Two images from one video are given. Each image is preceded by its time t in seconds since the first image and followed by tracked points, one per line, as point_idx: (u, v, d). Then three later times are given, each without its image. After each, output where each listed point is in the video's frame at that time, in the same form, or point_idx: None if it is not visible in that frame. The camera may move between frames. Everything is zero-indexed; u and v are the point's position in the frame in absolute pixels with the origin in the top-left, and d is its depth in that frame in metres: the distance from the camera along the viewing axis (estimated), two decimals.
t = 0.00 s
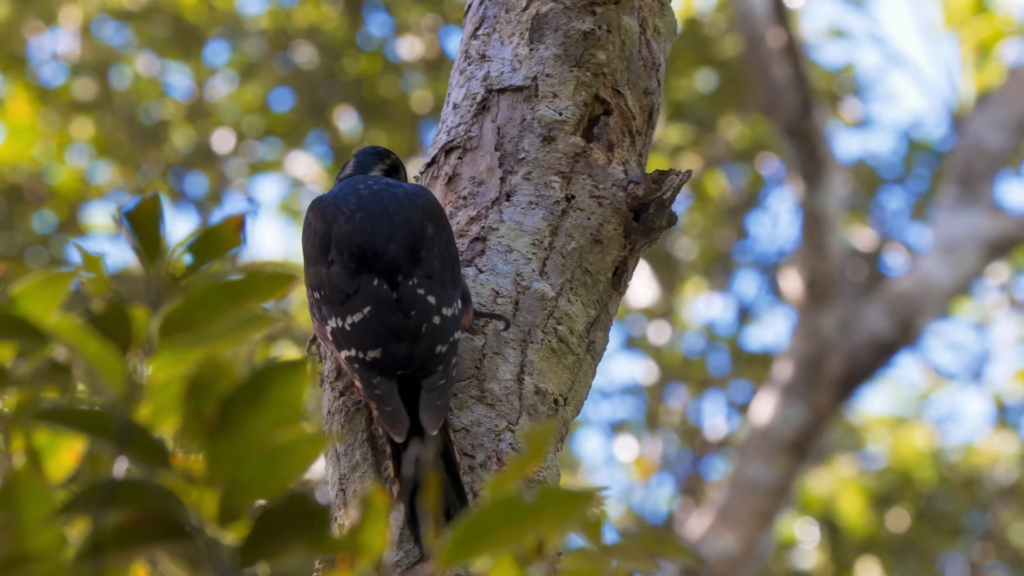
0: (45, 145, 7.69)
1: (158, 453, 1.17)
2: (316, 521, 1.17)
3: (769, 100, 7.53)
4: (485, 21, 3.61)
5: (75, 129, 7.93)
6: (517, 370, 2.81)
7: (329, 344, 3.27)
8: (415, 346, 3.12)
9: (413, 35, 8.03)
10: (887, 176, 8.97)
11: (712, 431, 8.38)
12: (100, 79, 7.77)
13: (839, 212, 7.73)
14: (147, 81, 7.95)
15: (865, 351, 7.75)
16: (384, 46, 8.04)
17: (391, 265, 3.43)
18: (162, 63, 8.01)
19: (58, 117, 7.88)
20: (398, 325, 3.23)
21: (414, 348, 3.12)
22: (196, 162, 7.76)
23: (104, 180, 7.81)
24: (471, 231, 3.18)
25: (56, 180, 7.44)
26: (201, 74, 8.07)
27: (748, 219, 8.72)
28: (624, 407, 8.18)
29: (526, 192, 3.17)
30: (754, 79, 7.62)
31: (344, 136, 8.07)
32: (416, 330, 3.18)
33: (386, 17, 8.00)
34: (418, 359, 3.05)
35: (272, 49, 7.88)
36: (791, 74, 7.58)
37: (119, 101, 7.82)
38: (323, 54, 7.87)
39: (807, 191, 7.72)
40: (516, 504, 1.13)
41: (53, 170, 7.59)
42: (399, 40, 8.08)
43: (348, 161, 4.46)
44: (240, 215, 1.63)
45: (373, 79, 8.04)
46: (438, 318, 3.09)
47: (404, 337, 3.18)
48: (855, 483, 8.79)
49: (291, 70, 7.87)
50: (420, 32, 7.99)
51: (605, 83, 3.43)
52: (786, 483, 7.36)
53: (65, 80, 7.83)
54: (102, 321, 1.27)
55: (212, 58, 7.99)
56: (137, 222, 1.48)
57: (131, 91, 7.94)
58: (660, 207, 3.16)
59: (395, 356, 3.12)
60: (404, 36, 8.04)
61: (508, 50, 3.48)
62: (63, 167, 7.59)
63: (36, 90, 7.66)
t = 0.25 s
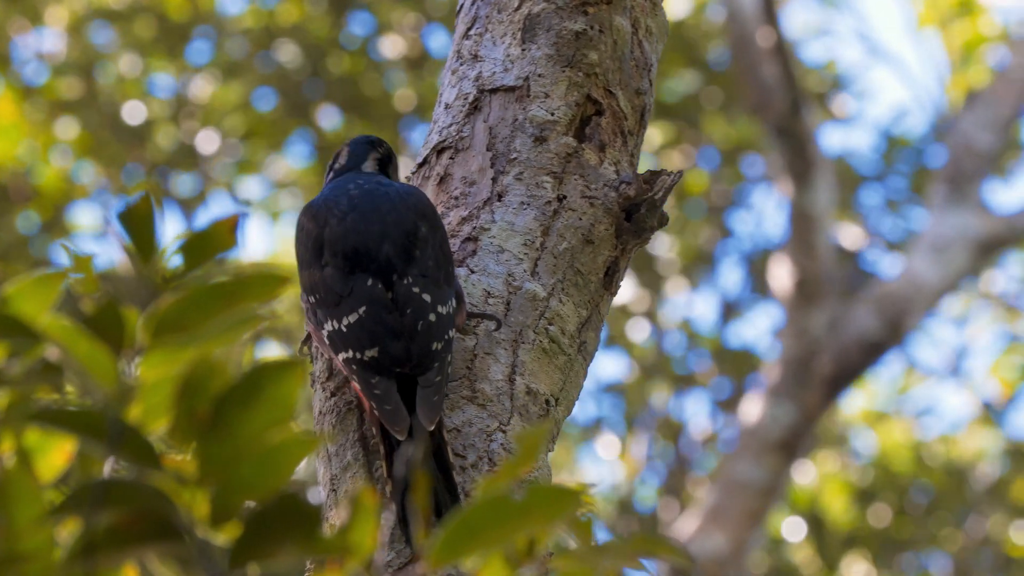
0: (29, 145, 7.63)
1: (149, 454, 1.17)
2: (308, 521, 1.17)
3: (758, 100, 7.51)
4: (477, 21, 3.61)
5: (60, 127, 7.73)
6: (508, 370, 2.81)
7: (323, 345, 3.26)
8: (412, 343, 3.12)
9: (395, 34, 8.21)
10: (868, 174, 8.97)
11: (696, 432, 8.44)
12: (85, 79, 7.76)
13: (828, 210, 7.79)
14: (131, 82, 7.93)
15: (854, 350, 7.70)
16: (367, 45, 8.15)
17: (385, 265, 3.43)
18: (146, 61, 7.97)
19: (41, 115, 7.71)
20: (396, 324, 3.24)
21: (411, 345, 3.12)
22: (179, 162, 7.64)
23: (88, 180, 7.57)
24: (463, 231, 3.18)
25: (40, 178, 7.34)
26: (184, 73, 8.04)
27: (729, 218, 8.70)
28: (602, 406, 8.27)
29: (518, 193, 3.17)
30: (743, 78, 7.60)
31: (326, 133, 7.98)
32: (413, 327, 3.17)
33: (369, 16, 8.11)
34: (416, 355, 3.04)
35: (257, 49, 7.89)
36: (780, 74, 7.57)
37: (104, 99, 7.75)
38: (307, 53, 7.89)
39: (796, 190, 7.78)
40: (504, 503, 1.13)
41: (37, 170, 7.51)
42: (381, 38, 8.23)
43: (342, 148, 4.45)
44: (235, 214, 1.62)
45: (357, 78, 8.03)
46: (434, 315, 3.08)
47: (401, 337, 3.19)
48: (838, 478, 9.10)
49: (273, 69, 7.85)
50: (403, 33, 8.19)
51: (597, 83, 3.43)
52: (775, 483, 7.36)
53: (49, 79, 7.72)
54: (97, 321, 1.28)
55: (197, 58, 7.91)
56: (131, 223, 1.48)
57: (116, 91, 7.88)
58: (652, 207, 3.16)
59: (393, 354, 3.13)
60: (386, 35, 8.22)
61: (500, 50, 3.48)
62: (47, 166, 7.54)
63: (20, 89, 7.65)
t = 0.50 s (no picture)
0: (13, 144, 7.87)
1: (142, 452, 1.17)
2: (302, 520, 1.16)
3: (749, 98, 7.60)
4: (469, 21, 3.61)
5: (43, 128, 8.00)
6: (501, 370, 2.81)
7: (315, 347, 3.25)
8: (402, 346, 3.13)
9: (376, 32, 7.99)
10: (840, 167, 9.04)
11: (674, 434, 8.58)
12: (69, 79, 7.74)
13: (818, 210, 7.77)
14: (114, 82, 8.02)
15: (844, 349, 7.68)
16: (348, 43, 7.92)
17: (375, 266, 3.42)
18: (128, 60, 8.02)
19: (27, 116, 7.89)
20: (385, 328, 3.24)
21: (401, 350, 3.11)
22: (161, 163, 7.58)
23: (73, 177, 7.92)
24: (455, 231, 3.17)
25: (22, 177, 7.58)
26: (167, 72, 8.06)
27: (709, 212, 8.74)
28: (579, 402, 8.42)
29: (510, 192, 3.17)
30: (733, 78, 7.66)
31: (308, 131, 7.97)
32: (402, 332, 3.18)
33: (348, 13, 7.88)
34: (405, 361, 3.04)
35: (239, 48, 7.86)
36: (770, 71, 7.60)
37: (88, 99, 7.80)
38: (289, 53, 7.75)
39: (785, 188, 7.76)
40: (500, 503, 1.13)
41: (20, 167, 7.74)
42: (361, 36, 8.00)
43: (329, 136, 4.43)
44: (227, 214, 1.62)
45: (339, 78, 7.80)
46: (424, 319, 3.09)
47: (389, 342, 3.18)
48: (828, 470, 9.31)
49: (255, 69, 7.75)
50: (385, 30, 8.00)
51: (589, 83, 3.43)
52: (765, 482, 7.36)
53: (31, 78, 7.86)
54: (89, 321, 1.28)
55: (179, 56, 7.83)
56: (124, 222, 1.48)
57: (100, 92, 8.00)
58: (645, 207, 3.16)
59: (383, 358, 3.13)
60: (366, 32, 8.00)
61: (492, 50, 3.48)
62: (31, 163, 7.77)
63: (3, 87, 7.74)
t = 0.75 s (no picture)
0: None
1: (134, 452, 1.16)
2: (296, 522, 1.16)
3: (740, 98, 7.60)
4: (463, 22, 3.61)
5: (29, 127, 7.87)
6: (494, 371, 2.81)
7: (308, 350, 3.24)
8: (394, 351, 3.11)
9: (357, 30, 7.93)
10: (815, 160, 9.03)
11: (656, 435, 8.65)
12: (54, 81, 7.79)
13: (809, 211, 7.78)
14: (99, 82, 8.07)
15: (835, 349, 7.77)
16: (330, 42, 7.88)
17: (366, 268, 3.42)
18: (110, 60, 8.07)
19: (12, 116, 7.90)
20: (374, 330, 3.23)
21: (392, 352, 3.11)
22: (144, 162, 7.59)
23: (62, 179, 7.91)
24: (449, 232, 3.17)
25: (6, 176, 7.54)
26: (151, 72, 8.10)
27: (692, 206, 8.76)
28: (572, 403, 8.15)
29: (503, 193, 3.17)
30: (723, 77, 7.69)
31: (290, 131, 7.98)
32: (393, 331, 3.17)
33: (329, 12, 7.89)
34: (398, 363, 3.04)
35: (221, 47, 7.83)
36: (762, 72, 7.61)
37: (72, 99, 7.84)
38: (269, 53, 7.73)
39: (774, 188, 7.72)
40: (498, 508, 1.14)
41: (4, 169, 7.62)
42: (344, 35, 7.96)
43: (320, 132, 4.43)
44: (221, 216, 1.61)
45: (322, 78, 7.75)
46: (415, 319, 3.08)
47: (380, 342, 3.18)
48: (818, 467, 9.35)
49: (239, 68, 7.76)
50: (365, 27, 7.89)
51: (582, 84, 3.43)
52: (756, 482, 7.37)
53: (16, 78, 7.84)
54: (82, 322, 1.28)
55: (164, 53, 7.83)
56: (118, 222, 1.48)
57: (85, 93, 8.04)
58: (638, 208, 3.17)
59: (375, 362, 3.11)
60: (347, 30, 7.95)
61: (485, 51, 3.48)
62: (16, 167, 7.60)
63: None
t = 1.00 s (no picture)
0: None
1: (126, 451, 1.16)
2: (290, 523, 1.16)
3: (730, 99, 7.59)
4: (457, 23, 3.61)
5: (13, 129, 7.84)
6: (489, 372, 2.81)
7: (302, 353, 3.22)
8: (390, 343, 3.13)
9: (339, 30, 7.90)
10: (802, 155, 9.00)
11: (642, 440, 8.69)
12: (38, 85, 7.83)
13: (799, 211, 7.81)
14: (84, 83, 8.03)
15: (827, 349, 7.80)
16: (310, 41, 7.91)
17: (358, 268, 3.42)
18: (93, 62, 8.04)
19: None
20: (371, 325, 3.23)
21: (390, 345, 3.13)
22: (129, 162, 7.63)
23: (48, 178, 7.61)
24: (443, 232, 3.17)
25: None
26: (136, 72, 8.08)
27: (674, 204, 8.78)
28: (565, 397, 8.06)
29: (498, 194, 3.17)
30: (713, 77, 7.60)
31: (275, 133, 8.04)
32: (389, 326, 3.19)
33: (311, 12, 7.88)
34: (395, 355, 3.05)
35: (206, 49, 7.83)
36: (752, 72, 7.61)
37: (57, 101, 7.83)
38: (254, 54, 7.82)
39: (765, 188, 7.76)
40: (492, 512, 1.14)
41: None
42: (325, 35, 7.94)
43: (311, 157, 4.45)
44: (213, 217, 1.62)
45: (305, 78, 7.86)
46: (410, 312, 3.11)
47: (377, 337, 3.19)
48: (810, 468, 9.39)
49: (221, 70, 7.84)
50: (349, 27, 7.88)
51: (577, 85, 3.43)
52: (748, 482, 7.38)
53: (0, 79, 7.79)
54: (74, 322, 1.25)
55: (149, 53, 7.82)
56: (111, 224, 1.47)
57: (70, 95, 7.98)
58: (632, 209, 3.17)
59: (372, 356, 3.13)
60: (329, 31, 7.92)
61: (480, 52, 3.48)
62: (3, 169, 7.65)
63: None
